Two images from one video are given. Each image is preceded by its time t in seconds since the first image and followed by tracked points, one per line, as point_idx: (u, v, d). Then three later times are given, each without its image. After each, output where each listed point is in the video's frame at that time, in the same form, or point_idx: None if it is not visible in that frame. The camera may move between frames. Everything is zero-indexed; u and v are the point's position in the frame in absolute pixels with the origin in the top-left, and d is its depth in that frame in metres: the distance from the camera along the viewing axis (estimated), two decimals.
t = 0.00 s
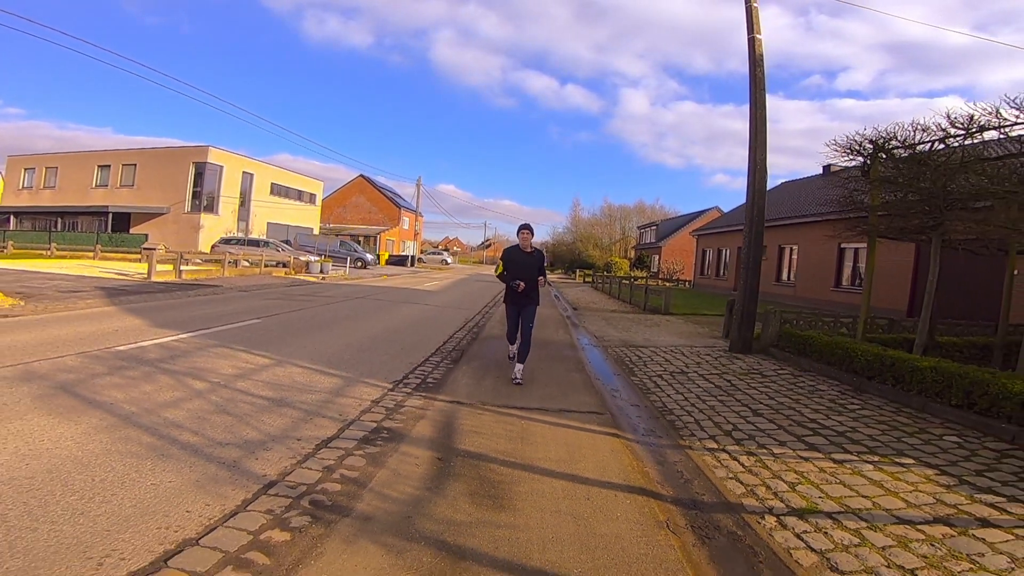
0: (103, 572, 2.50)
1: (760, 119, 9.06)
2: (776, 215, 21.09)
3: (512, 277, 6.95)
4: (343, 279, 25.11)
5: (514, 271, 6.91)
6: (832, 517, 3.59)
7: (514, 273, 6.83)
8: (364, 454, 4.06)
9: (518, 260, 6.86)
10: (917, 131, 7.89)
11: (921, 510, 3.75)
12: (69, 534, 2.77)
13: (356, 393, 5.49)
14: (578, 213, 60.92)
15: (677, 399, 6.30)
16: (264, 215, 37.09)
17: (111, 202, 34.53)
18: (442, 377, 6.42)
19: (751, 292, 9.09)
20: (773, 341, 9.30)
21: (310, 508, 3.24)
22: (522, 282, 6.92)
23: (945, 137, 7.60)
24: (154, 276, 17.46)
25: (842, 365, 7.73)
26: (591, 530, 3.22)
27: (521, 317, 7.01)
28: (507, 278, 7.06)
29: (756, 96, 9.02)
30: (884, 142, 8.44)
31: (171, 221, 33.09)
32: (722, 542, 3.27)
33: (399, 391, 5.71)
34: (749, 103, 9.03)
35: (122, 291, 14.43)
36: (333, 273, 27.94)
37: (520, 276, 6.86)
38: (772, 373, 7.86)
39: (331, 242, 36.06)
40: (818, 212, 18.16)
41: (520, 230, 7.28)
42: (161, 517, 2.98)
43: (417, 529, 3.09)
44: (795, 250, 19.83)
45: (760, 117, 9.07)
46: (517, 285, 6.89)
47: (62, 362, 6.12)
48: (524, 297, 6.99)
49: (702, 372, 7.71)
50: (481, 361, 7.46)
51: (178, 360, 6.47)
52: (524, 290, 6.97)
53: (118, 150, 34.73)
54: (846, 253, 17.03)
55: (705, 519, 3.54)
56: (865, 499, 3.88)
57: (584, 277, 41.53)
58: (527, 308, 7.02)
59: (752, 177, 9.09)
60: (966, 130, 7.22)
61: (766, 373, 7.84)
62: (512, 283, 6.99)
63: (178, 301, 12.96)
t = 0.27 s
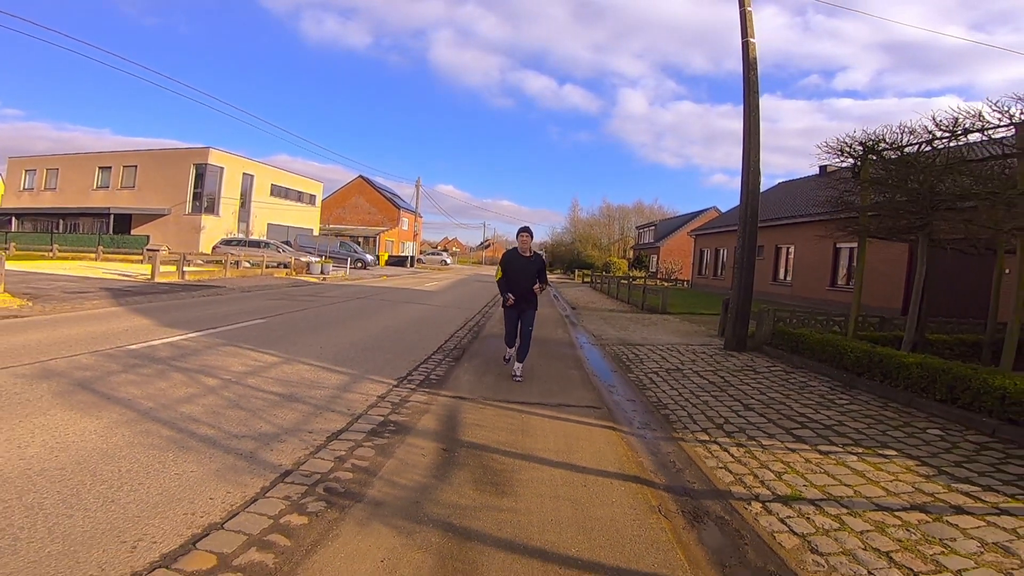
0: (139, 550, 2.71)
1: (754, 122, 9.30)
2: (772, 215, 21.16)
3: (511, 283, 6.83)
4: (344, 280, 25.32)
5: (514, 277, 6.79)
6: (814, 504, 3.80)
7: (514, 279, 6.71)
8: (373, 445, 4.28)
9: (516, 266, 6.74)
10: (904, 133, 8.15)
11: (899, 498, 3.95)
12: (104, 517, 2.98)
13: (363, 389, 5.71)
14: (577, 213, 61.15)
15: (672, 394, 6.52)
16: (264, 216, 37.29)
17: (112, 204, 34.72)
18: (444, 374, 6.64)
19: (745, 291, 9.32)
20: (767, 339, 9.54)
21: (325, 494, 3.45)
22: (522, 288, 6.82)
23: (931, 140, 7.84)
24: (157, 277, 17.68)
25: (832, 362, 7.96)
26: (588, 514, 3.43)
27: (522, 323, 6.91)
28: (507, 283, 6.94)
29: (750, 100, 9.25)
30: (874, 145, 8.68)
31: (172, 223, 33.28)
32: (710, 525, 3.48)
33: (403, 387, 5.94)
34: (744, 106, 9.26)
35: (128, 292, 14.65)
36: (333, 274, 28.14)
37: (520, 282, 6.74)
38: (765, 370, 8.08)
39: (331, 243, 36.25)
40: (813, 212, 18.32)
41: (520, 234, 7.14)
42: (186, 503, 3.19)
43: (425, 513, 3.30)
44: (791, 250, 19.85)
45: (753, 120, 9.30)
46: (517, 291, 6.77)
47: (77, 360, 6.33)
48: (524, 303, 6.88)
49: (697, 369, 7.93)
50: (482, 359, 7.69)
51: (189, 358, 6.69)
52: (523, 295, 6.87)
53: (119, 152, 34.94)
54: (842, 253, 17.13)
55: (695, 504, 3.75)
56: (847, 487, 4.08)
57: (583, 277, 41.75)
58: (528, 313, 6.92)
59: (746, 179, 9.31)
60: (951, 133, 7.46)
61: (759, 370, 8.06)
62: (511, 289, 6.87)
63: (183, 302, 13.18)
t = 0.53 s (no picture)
0: (169, 529, 2.93)
1: (748, 124, 9.53)
2: (769, 215, 21.26)
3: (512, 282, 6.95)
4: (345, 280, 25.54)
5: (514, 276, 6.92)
6: (799, 491, 4.01)
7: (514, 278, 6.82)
8: (381, 437, 4.50)
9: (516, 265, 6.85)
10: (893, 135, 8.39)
11: (880, 487, 4.15)
12: (135, 500, 3.19)
13: (369, 385, 5.93)
14: (577, 214, 61.38)
15: (667, 390, 6.74)
16: (265, 217, 37.50)
17: (114, 205, 34.93)
18: (447, 371, 6.86)
19: (739, 290, 9.55)
20: (762, 337, 9.77)
21: (338, 482, 3.67)
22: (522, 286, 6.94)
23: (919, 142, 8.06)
24: (161, 278, 17.90)
25: (824, 358, 8.19)
26: (585, 499, 3.64)
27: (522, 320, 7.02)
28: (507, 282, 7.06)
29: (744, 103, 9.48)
30: (864, 146, 8.92)
31: (173, 224, 33.49)
32: (700, 510, 3.68)
33: (408, 383, 6.16)
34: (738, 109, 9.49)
35: (133, 292, 14.88)
36: (334, 275, 28.34)
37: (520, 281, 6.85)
38: (759, 367, 8.30)
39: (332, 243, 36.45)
40: (808, 212, 18.48)
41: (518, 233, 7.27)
42: (210, 489, 3.41)
43: (433, 498, 3.52)
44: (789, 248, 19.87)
45: (747, 122, 9.53)
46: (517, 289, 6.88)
47: (92, 358, 6.54)
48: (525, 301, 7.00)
49: (693, 366, 8.15)
50: (483, 356, 7.91)
51: (200, 356, 6.91)
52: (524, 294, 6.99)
53: (120, 153, 35.17)
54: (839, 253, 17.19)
55: (687, 491, 3.96)
56: (831, 477, 4.29)
57: (583, 277, 41.97)
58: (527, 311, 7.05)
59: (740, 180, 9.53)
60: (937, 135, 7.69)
61: (753, 367, 8.28)
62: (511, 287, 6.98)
63: (188, 302, 13.40)
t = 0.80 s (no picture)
0: (196, 512, 3.15)
1: (743, 127, 9.75)
2: (766, 215, 21.46)
3: (511, 278, 6.89)
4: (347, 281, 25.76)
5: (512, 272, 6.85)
6: (786, 479, 4.21)
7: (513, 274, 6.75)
8: (389, 429, 4.72)
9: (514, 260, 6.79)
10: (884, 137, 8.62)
11: (863, 477, 4.34)
12: (161, 488, 3.39)
13: (376, 382, 6.15)
14: (576, 214, 61.61)
15: (663, 386, 6.95)
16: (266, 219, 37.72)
17: (116, 207, 35.16)
18: (450, 368, 7.07)
19: (735, 289, 9.76)
20: (757, 335, 9.99)
21: (350, 470, 3.89)
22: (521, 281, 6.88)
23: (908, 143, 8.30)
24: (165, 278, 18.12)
25: (817, 355, 8.41)
26: (583, 486, 3.86)
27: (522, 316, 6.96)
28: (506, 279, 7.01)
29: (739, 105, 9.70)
30: (856, 148, 9.15)
31: (175, 225, 33.71)
32: (691, 496, 3.88)
33: (412, 379, 6.38)
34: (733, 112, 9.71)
35: (139, 293, 15.10)
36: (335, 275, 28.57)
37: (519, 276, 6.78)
38: (753, 364, 8.51)
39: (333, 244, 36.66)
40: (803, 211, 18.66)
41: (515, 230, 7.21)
42: (231, 478, 3.62)
43: (439, 485, 3.73)
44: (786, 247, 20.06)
45: (742, 124, 9.75)
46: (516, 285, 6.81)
47: (107, 356, 6.76)
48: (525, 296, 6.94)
49: (689, 363, 8.36)
50: (484, 354, 8.12)
51: (211, 354, 7.13)
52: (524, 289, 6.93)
53: (122, 155, 35.40)
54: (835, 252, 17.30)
55: (679, 479, 4.16)
56: (818, 467, 4.48)
57: (582, 277, 42.21)
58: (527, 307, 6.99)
59: (735, 182, 9.75)
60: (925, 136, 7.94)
61: (748, 364, 8.48)
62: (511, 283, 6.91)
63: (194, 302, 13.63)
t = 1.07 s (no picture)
0: (220, 499, 3.37)
1: (738, 129, 9.97)
2: (764, 215, 21.66)
3: (510, 276, 6.85)
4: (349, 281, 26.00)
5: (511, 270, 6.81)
6: (774, 469, 4.42)
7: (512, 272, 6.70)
8: (397, 423, 4.94)
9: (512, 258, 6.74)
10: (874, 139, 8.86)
11: (848, 468, 4.55)
12: (186, 478, 3.60)
13: (382, 378, 6.37)
14: (576, 214, 61.84)
15: (660, 382, 7.17)
16: (267, 220, 37.96)
17: (119, 208, 35.40)
18: (453, 365, 7.30)
19: (731, 288, 9.98)
20: (753, 333, 10.21)
21: (361, 460, 4.11)
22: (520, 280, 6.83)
23: (897, 144, 8.53)
24: (170, 280, 18.35)
25: (811, 353, 8.63)
26: (582, 474, 4.08)
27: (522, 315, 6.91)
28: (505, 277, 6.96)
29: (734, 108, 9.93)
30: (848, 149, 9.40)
31: (178, 227, 33.94)
32: (683, 484, 4.10)
33: (417, 376, 6.60)
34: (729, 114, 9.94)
35: (145, 294, 15.34)
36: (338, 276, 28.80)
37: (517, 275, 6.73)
38: (749, 362, 8.72)
39: (334, 245, 36.90)
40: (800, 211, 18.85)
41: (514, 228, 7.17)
42: (250, 468, 3.84)
43: (447, 473, 3.95)
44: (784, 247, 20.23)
45: (737, 127, 9.97)
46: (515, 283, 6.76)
47: (121, 355, 6.99)
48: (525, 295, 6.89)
49: (687, 361, 8.58)
50: (486, 352, 8.34)
51: (222, 353, 7.35)
52: (523, 288, 6.88)
53: (125, 157, 35.64)
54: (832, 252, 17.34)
55: (673, 468, 4.38)
56: (805, 458, 4.70)
57: (582, 277, 42.43)
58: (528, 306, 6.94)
59: (731, 184, 9.97)
60: (914, 138, 8.16)
61: (744, 362, 8.70)
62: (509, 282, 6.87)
63: (200, 303, 13.87)
